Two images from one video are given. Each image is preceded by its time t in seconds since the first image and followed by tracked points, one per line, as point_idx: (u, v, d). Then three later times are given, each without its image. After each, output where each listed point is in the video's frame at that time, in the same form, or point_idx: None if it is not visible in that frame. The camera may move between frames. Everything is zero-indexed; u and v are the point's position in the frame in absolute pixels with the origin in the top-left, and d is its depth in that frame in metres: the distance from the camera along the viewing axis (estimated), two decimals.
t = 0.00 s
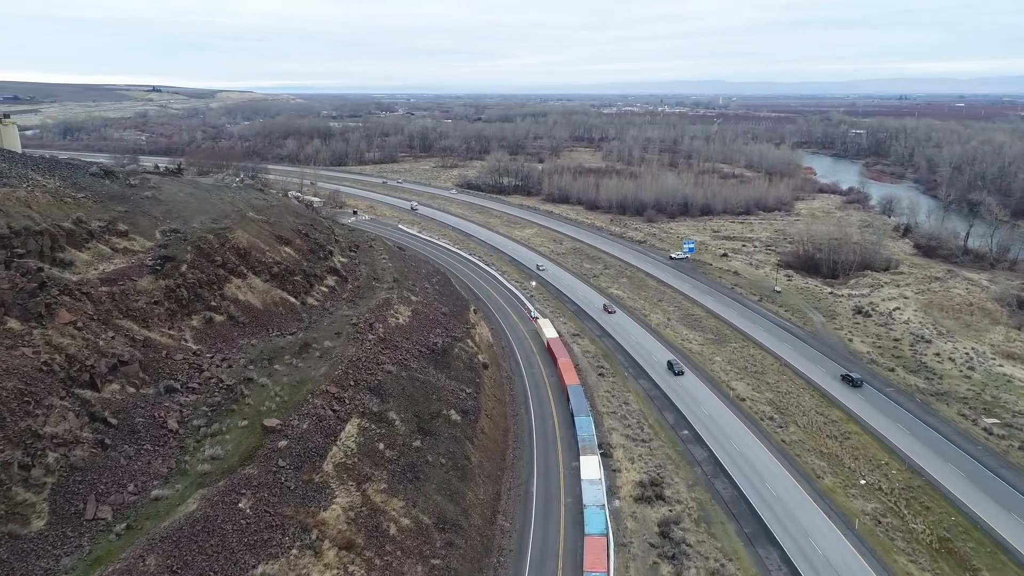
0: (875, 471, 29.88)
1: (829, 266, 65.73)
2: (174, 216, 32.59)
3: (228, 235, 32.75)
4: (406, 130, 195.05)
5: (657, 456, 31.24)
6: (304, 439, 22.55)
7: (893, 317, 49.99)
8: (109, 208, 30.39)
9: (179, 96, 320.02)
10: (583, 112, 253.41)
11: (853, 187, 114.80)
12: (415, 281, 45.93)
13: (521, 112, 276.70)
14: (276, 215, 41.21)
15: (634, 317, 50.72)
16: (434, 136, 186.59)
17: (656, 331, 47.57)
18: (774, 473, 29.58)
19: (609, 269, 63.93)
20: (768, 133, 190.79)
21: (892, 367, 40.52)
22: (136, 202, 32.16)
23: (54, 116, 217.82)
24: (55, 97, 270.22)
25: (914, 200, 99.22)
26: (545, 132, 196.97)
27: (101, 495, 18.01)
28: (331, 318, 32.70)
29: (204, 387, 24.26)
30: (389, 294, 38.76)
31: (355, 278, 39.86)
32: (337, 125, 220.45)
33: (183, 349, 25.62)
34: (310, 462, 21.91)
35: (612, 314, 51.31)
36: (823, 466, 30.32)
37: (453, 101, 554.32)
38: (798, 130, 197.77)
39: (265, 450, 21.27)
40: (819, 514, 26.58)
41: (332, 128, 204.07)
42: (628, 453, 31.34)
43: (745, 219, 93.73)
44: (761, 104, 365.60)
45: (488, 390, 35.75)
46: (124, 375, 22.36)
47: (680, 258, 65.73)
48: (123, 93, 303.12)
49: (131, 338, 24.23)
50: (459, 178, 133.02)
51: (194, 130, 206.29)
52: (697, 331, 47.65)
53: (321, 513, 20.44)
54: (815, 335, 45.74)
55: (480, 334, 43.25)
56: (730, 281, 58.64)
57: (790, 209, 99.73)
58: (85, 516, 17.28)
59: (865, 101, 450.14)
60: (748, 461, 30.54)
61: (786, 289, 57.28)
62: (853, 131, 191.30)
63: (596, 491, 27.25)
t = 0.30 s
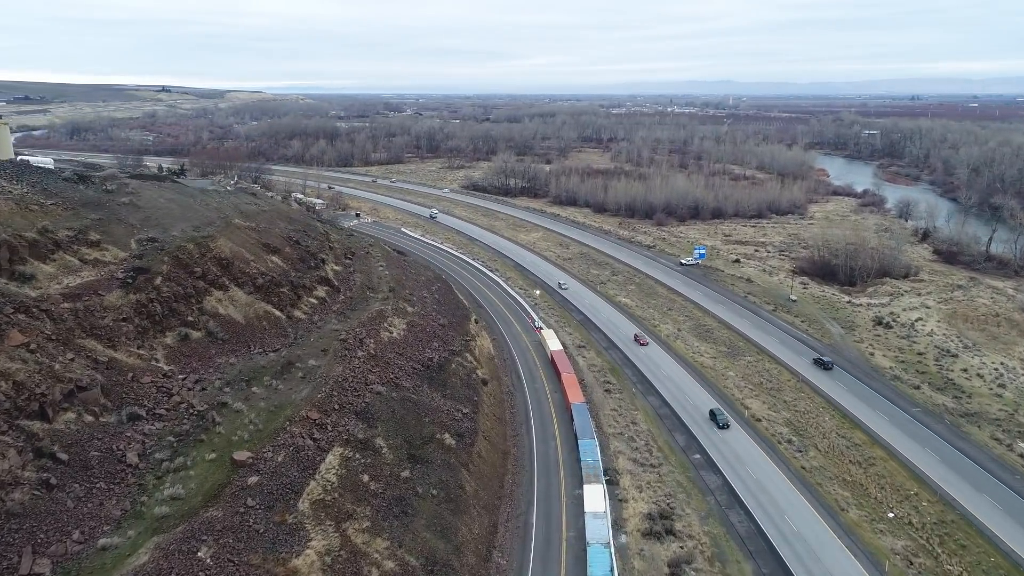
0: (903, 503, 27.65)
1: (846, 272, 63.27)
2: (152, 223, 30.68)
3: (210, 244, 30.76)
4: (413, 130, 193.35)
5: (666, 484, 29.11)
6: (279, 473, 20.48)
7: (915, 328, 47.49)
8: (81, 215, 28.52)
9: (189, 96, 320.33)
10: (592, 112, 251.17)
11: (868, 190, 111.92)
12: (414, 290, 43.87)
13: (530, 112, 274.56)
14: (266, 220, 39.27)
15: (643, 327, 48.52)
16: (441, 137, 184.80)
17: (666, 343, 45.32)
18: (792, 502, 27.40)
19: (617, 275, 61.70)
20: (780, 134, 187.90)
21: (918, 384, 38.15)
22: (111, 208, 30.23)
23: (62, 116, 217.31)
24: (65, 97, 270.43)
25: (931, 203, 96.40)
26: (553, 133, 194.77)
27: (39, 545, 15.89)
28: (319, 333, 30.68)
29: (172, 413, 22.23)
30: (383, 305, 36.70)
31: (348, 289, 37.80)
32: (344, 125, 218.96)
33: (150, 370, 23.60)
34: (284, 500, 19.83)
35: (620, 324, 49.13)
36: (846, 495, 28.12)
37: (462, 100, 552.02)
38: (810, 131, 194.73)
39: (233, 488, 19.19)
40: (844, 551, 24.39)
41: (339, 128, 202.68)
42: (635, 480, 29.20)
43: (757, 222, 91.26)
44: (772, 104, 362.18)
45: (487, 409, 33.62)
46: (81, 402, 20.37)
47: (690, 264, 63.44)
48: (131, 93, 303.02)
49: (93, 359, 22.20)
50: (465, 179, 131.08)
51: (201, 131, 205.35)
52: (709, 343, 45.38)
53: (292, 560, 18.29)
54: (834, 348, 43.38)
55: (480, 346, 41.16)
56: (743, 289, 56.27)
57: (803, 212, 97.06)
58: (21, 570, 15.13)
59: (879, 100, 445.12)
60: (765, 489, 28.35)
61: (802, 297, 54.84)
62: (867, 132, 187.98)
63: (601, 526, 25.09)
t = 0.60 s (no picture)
0: (938, 542, 25.32)
1: (867, 280, 60.65)
2: (131, 232, 28.85)
3: (192, 254, 28.87)
4: (423, 131, 191.80)
5: (680, 516, 26.95)
6: (248, 515, 18.44)
7: (943, 342, 44.91)
8: (52, 224, 26.78)
9: (201, 96, 320.79)
10: (604, 113, 248.60)
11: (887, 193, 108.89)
12: (414, 300, 41.83)
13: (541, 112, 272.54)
14: (258, 227, 37.41)
15: (655, 338, 46.24)
16: (451, 137, 183.09)
17: (679, 356, 43.04)
18: (816, 538, 25.16)
19: (628, 282, 59.46)
20: (795, 135, 184.81)
21: (949, 404, 35.67)
22: (88, 216, 28.44)
23: (73, 116, 217.44)
24: (80, 97, 271.50)
25: (953, 207, 93.43)
26: (565, 133, 192.53)
27: None
28: (307, 350, 28.69)
29: (137, 444, 20.24)
30: (379, 318, 34.69)
31: (342, 300, 35.78)
32: (354, 125, 217.79)
33: (117, 394, 21.66)
34: (252, 547, 17.77)
35: (631, 335, 46.85)
36: (876, 532, 25.83)
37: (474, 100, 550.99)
38: (826, 132, 191.43)
39: (194, 534, 17.17)
40: None
41: (348, 129, 201.45)
42: (645, 513, 27.03)
43: (773, 226, 88.67)
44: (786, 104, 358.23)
45: (488, 430, 31.51)
46: (33, 434, 18.43)
47: (704, 271, 61.10)
48: (144, 93, 303.68)
49: (51, 384, 20.32)
50: (474, 181, 129.10)
51: (211, 131, 204.96)
52: (724, 356, 43.08)
53: None
54: (858, 364, 40.93)
55: (482, 361, 39.06)
56: (759, 298, 53.85)
57: (821, 216, 94.26)
58: None
59: (895, 100, 439.96)
60: (786, 523, 26.09)
61: (822, 307, 52.35)
62: (884, 132, 184.33)
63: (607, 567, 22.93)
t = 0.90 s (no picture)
0: None
1: (891, 288, 57.92)
2: (107, 241, 27.00)
3: (172, 265, 26.96)
4: (434, 131, 190.16)
5: (695, 555, 24.75)
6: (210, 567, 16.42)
7: (976, 357, 42.30)
8: (19, 233, 25.08)
9: (215, 96, 321.27)
10: (618, 113, 246.04)
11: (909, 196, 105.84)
12: (415, 310, 39.79)
13: (555, 113, 269.97)
14: (249, 234, 35.50)
15: (668, 351, 43.92)
16: (462, 137, 181.23)
17: (694, 371, 40.71)
18: None
19: (640, 290, 57.14)
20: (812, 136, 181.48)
21: (986, 428, 33.14)
22: (61, 225, 26.65)
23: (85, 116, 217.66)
24: (95, 97, 272.43)
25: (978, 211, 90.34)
26: (577, 134, 190.19)
27: None
28: (294, 369, 26.69)
29: (93, 481, 18.26)
30: (375, 331, 32.64)
31: (336, 311, 33.84)
32: (365, 126, 216.58)
33: (75, 423, 19.71)
34: None
35: (642, 347, 44.56)
36: None
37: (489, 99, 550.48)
38: (844, 132, 187.98)
39: None
40: None
41: (359, 129, 200.16)
42: (657, 551, 24.85)
43: (790, 230, 86.00)
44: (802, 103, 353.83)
45: (489, 455, 29.40)
46: None
47: (720, 278, 58.69)
48: (158, 93, 304.39)
49: None
50: (484, 182, 127.10)
51: (222, 131, 204.40)
52: (742, 372, 40.72)
53: None
54: (886, 382, 38.43)
55: (485, 376, 36.92)
56: (778, 308, 51.42)
57: (840, 220, 91.48)
58: None
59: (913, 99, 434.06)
60: (813, 565, 23.78)
61: (845, 318, 49.80)
62: (903, 134, 180.64)
63: None
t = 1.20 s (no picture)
0: None
1: (918, 299, 55.11)
2: (75, 253, 25.05)
3: (145, 280, 24.90)
4: (446, 132, 188.46)
5: None
6: None
7: (1013, 376, 39.51)
8: None
9: (230, 96, 321.91)
10: (632, 113, 243.10)
11: (932, 199, 102.45)
12: (415, 324, 37.59)
13: (569, 112, 268.52)
14: (237, 243, 33.49)
15: (684, 367, 41.40)
16: (474, 138, 179.33)
17: (711, 389, 38.16)
18: None
19: (654, 299, 54.66)
20: (830, 137, 177.89)
21: None
22: (25, 236, 24.74)
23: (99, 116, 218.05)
24: (110, 97, 273.25)
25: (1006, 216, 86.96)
26: (590, 134, 187.71)
27: None
28: (275, 392, 24.54)
29: (32, 531, 16.18)
30: (368, 348, 30.48)
31: (328, 326, 31.72)
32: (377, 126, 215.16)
33: (18, 461, 17.66)
34: None
35: (655, 362, 42.11)
36: None
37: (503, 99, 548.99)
38: (863, 133, 184.16)
39: None
40: None
41: (371, 129, 198.79)
42: None
43: (810, 235, 83.14)
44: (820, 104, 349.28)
45: (488, 485, 27.12)
46: None
47: (737, 287, 56.14)
48: (173, 93, 305.30)
49: None
50: (496, 184, 124.98)
51: (235, 131, 203.75)
52: (763, 390, 38.19)
53: None
54: (918, 404, 35.73)
55: (487, 395, 34.65)
56: (799, 319, 48.79)
57: (862, 224, 88.42)
58: None
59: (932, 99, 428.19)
60: None
61: (870, 331, 47.09)
62: (923, 135, 176.49)
63: None
